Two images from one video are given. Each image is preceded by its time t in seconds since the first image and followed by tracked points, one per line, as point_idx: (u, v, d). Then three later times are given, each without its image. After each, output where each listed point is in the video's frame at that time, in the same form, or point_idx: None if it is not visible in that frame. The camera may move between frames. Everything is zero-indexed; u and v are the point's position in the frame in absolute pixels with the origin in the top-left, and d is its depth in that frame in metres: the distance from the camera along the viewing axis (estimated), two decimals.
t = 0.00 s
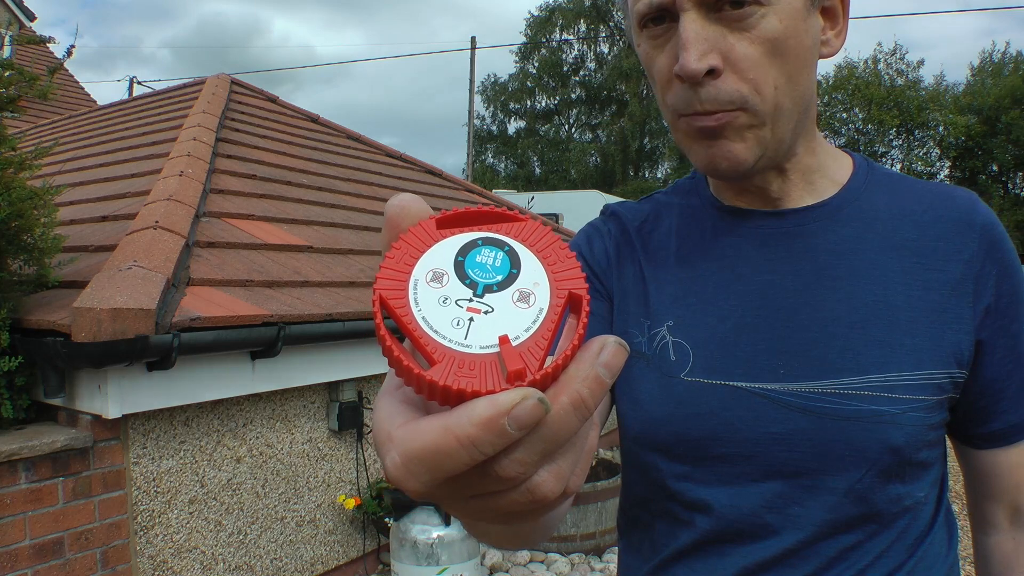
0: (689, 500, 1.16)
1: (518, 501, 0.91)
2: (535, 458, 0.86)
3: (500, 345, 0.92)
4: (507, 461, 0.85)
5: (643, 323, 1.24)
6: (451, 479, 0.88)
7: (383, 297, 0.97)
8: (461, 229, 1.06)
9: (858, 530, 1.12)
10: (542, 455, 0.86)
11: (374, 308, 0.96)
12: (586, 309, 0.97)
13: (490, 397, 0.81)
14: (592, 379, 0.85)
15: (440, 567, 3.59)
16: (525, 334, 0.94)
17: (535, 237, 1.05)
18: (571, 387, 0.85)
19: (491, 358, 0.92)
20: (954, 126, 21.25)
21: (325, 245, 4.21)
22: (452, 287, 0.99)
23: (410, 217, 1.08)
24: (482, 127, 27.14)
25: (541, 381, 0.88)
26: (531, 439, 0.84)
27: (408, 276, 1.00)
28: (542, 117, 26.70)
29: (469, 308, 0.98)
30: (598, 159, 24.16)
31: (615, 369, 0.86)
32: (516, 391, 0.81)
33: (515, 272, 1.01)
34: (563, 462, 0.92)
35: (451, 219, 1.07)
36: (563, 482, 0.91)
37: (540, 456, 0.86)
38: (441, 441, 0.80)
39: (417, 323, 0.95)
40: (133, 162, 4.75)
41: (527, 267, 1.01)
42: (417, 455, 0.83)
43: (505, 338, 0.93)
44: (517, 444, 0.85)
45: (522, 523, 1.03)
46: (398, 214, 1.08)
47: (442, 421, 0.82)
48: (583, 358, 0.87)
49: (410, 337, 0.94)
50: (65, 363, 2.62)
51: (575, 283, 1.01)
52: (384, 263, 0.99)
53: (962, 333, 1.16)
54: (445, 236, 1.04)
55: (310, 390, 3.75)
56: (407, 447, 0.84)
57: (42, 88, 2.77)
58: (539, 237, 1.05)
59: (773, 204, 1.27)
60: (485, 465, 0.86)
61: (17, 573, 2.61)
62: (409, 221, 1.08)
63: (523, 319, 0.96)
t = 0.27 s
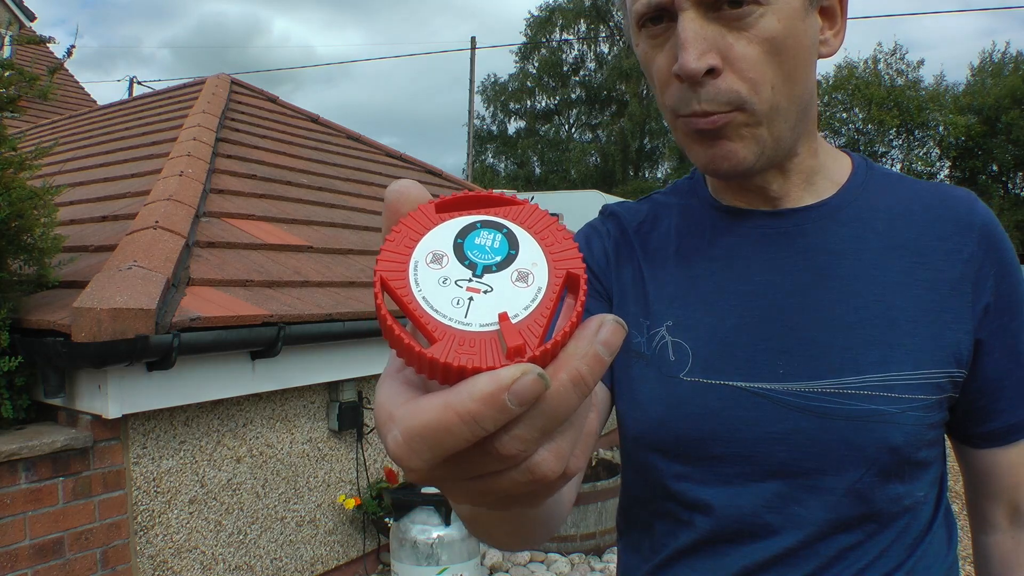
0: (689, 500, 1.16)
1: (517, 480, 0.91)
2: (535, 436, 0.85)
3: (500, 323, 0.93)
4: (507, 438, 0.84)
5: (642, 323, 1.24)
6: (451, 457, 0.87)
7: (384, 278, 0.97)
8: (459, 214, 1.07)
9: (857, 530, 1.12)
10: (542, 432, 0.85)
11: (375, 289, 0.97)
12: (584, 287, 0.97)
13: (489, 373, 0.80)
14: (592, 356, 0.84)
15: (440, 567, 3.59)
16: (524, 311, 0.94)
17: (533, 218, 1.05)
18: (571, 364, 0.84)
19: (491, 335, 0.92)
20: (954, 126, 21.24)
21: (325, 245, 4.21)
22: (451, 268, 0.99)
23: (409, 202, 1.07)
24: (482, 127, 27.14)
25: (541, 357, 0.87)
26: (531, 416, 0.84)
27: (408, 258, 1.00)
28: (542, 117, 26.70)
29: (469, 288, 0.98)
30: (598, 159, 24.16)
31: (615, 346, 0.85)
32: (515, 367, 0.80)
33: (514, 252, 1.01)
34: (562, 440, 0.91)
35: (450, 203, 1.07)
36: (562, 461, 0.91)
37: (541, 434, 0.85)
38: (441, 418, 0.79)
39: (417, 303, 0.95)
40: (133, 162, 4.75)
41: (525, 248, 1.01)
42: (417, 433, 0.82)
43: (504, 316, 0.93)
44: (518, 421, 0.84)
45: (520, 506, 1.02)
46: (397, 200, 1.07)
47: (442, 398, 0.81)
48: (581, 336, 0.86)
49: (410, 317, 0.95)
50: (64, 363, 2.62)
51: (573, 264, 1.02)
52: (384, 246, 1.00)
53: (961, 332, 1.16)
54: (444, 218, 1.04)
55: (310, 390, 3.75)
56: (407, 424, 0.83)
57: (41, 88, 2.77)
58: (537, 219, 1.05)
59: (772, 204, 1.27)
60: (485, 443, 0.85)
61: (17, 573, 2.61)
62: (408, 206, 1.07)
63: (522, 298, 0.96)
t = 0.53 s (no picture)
0: (689, 500, 1.16)
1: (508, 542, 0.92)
2: (524, 503, 0.85)
3: (484, 394, 0.92)
4: (496, 505, 0.85)
5: (642, 323, 1.24)
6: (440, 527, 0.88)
7: (363, 345, 0.97)
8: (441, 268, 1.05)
9: (857, 529, 1.12)
10: (530, 499, 0.86)
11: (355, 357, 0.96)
12: (572, 349, 0.97)
13: (475, 445, 0.81)
14: (580, 421, 0.86)
15: (440, 567, 3.59)
16: (509, 380, 0.94)
17: (518, 273, 1.04)
18: (558, 431, 0.86)
19: (474, 406, 0.92)
20: (954, 125, 21.24)
21: (325, 246, 4.21)
22: (434, 333, 0.99)
23: (390, 257, 1.07)
24: (482, 127, 27.13)
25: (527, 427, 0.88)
26: (518, 485, 0.85)
27: (389, 322, 0.99)
28: (542, 117, 26.69)
29: (452, 354, 0.98)
30: (598, 159, 24.15)
31: (604, 410, 0.87)
32: (501, 439, 0.81)
33: (498, 313, 1.00)
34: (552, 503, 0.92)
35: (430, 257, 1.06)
36: (554, 520, 0.91)
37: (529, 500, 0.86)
38: (428, 493, 0.80)
39: (399, 372, 0.95)
40: (133, 162, 4.75)
41: (509, 308, 1.01)
42: (405, 507, 0.83)
43: (488, 386, 0.93)
44: (505, 490, 0.85)
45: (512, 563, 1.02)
46: (376, 255, 1.07)
47: (428, 472, 0.82)
48: (570, 400, 0.88)
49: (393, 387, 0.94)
50: (64, 363, 2.62)
51: (559, 322, 1.01)
52: (365, 309, 0.99)
53: (960, 332, 1.16)
54: (425, 276, 1.03)
55: (310, 390, 3.74)
56: (394, 496, 0.84)
57: (42, 88, 2.77)
58: (522, 274, 1.04)
59: (772, 204, 1.27)
60: (473, 511, 0.86)
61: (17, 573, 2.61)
62: (389, 261, 1.07)
63: (507, 365, 0.96)
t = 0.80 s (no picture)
0: (688, 500, 1.16)
1: (501, 503, 0.90)
2: (516, 460, 0.84)
3: (477, 349, 0.92)
4: (487, 464, 0.84)
5: (641, 322, 1.24)
6: (433, 482, 0.87)
7: (360, 304, 0.97)
8: (438, 233, 1.06)
9: (855, 529, 1.12)
10: (522, 457, 0.84)
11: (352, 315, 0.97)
12: (564, 308, 0.97)
13: (467, 400, 0.80)
14: (571, 379, 0.84)
15: (440, 567, 3.59)
16: (502, 336, 0.94)
17: (513, 237, 1.04)
18: (551, 389, 0.84)
19: (468, 361, 0.92)
20: (954, 126, 21.25)
21: (325, 246, 4.21)
22: (429, 292, 0.99)
23: (389, 223, 1.07)
24: (482, 127, 27.13)
25: (519, 382, 0.87)
26: (510, 442, 0.83)
27: (385, 282, 1.00)
28: (542, 117, 26.69)
29: (446, 312, 0.98)
30: (598, 159, 24.15)
31: (595, 369, 0.85)
32: (492, 394, 0.79)
33: (492, 274, 1.01)
34: (545, 464, 0.91)
35: (427, 223, 1.07)
36: (545, 483, 0.90)
37: (521, 458, 0.85)
38: (418, 447, 0.80)
39: (394, 329, 0.95)
40: (133, 162, 4.75)
41: (503, 269, 1.01)
42: (397, 461, 0.82)
43: (481, 342, 0.93)
44: (497, 446, 0.84)
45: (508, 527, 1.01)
46: (374, 222, 1.08)
47: (419, 427, 0.81)
48: (563, 359, 0.86)
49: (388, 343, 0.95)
50: (64, 363, 2.62)
51: (552, 284, 1.01)
52: (361, 270, 1.00)
53: (959, 332, 1.16)
54: (422, 240, 1.03)
55: (310, 390, 3.74)
56: (387, 452, 0.84)
57: (42, 88, 2.77)
58: (516, 237, 1.04)
59: (771, 204, 1.27)
60: (466, 468, 0.85)
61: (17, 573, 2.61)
62: (388, 227, 1.07)
63: (500, 322, 0.96)
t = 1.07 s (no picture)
0: (687, 499, 1.16)
1: (510, 518, 0.91)
2: (527, 477, 0.85)
3: (486, 365, 0.92)
4: (497, 482, 0.85)
5: (641, 322, 1.24)
6: (443, 500, 0.87)
7: (367, 320, 0.97)
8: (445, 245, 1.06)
9: (854, 529, 1.12)
10: (532, 474, 0.85)
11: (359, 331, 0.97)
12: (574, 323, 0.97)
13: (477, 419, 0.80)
14: (582, 395, 0.84)
15: (440, 567, 3.59)
16: (511, 352, 0.94)
17: (520, 249, 1.05)
18: (560, 405, 0.84)
19: (476, 378, 0.92)
20: (954, 125, 21.25)
21: (325, 246, 4.21)
22: (436, 307, 0.99)
23: (394, 234, 1.10)
24: (482, 127, 27.13)
25: (530, 401, 0.87)
26: (521, 458, 0.84)
27: (392, 296, 1.00)
28: (542, 117, 26.69)
29: (454, 328, 0.98)
30: (598, 159, 24.15)
31: (605, 384, 0.85)
32: (503, 412, 0.80)
33: (501, 288, 1.01)
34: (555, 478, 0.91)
35: (433, 235, 1.07)
36: (555, 499, 0.90)
37: (531, 475, 0.85)
38: (429, 466, 0.80)
39: (402, 345, 0.95)
40: (133, 162, 4.75)
41: (511, 283, 1.01)
42: (407, 480, 0.82)
43: (491, 359, 0.93)
44: (508, 464, 0.84)
45: (517, 538, 1.02)
46: (381, 231, 1.10)
47: (429, 446, 0.81)
48: (572, 374, 0.86)
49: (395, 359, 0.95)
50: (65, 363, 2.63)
51: (561, 297, 1.01)
52: (367, 285, 1.00)
53: (957, 333, 1.16)
54: (428, 253, 1.03)
55: (310, 390, 3.75)
56: (397, 471, 0.84)
57: (42, 88, 2.77)
58: (525, 249, 1.05)
59: (770, 204, 1.27)
60: (476, 485, 0.86)
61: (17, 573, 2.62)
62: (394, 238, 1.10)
63: (508, 338, 0.96)
